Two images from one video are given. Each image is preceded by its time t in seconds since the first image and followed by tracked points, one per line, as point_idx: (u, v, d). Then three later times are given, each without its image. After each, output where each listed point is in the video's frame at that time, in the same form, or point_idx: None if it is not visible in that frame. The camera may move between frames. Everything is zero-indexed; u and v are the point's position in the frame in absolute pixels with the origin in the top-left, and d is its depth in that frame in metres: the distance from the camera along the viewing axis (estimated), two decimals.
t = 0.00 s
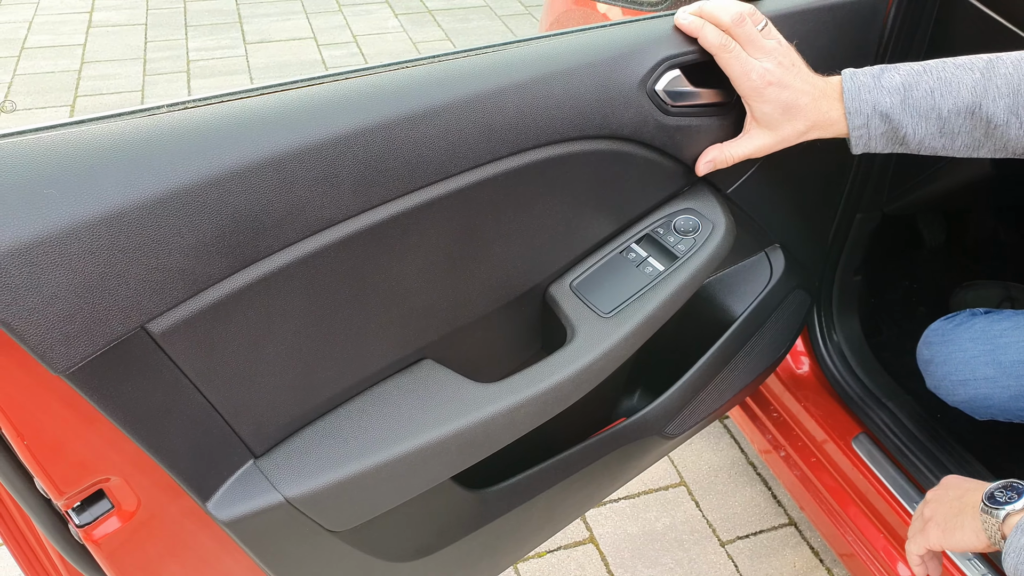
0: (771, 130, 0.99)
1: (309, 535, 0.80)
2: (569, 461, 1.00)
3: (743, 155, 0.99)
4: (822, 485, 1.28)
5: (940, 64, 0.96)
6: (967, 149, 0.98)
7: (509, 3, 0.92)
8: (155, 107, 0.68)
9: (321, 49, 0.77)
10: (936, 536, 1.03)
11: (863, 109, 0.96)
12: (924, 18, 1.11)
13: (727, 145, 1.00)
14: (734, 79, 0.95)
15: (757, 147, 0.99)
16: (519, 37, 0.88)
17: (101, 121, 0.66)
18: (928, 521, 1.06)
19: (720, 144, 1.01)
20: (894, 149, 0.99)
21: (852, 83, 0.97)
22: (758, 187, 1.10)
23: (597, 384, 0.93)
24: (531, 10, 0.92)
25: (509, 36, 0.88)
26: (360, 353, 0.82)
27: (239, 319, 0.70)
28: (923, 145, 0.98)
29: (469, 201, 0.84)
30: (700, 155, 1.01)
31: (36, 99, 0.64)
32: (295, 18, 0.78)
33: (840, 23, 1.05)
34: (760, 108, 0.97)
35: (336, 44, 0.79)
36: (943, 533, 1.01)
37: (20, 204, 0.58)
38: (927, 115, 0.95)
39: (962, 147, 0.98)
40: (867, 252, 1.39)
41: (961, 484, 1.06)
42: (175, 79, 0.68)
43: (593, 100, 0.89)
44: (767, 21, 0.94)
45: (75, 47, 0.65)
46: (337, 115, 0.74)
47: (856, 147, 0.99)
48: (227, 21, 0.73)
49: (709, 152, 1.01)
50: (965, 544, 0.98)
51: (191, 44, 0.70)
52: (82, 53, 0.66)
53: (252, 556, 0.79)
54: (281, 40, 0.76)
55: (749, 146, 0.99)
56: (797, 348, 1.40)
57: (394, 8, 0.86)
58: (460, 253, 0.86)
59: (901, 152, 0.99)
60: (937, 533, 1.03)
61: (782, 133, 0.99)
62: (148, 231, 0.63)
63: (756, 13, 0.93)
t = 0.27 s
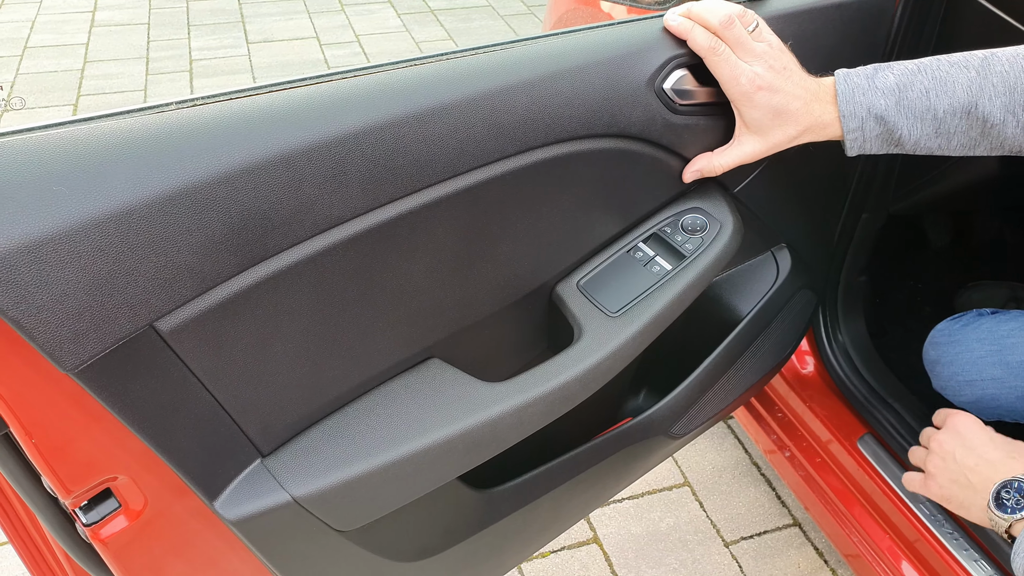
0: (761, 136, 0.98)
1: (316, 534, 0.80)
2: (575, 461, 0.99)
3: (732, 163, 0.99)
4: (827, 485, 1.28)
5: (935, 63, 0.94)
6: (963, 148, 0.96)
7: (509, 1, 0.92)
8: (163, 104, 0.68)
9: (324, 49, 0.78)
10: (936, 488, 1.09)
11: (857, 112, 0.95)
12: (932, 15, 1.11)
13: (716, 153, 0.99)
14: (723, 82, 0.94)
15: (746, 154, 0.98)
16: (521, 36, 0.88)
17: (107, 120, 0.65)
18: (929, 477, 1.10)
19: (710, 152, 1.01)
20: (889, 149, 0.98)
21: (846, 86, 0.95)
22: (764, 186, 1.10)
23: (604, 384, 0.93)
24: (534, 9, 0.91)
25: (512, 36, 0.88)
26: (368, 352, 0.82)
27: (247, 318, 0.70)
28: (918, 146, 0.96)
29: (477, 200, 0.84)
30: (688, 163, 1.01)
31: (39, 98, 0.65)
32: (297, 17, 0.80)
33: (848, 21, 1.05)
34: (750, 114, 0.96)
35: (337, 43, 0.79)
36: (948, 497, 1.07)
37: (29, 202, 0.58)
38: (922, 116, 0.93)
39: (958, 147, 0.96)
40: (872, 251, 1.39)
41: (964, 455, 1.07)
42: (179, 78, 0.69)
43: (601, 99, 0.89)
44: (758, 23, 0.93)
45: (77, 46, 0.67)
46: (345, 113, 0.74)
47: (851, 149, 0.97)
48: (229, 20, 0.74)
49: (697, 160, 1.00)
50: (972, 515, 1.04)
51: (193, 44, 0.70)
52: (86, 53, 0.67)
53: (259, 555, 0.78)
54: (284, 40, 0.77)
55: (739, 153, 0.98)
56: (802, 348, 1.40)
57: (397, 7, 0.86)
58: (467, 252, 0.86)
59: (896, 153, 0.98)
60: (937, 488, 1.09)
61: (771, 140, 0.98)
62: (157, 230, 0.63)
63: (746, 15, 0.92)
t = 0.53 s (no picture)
0: (759, 141, 0.96)
1: (322, 537, 0.79)
2: (581, 464, 0.99)
3: (729, 169, 0.98)
4: (832, 487, 1.27)
5: (934, 68, 0.94)
6: (963, 153, 0.95)
7: (513, 2, 0.93)
8: (170, 105, 0.68)
9: (327, 49, 0.78)
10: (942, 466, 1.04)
11: (857, 117, 0.94)
12: (940, 17, 1.11)
13: (713, 158, 0.98)
14: (722, 86, 0.93)
15: (743, 159, 0.97)
16: (526, 37, 0.88)
17: (117, 120, 0.66)
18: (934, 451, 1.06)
19: (707, 158, 1.00)
20: (888, 155, 0.97)
21: (845, 91, 0.94)
22: (771, 187, 1.10)
23: (610, 386, 0.92)
24: (537, 9, 0.93)
25: (516, 36, 0.88)
26: (374, 354, 0.82)
27: (254, 319, 0.70)
28: (918, 152, 0.95)
29: (484, 201, 0.84)
30: (686, 168, 1.00)
31: (42, 97, 0.64)
32: (300, 17, 0.79)
33: (856, 22, 1.05)
34: (749, 119, 0.95)
35: (341, 42, 0.80)
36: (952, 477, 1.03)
37: (38, 202, 0.58)
38: (922, 121, 0.93)
39: (958, 152, 0.95)
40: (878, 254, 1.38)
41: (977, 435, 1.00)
42: (182, 78, 0.68)
43: (609, 100, 0.89)
44: (759, 26, 0.92)
45: (81, 46, 0.66)
46: (354, 113, 0.74)
47: (850, 155, 0.96)
48: (232, 20, 0.73)
49: (695, 165, 0.99)
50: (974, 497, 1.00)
51: (196, 43, 0.70)
52: (89, 52, 0.66)
53: (265, 557, 0.78)
54: (289, 40, 0.77)
55: (737, 158, 0.97)
56: (807, 349, 1.40)
57: (400, 7, 0.86)
58: (474, 253, 0.86)
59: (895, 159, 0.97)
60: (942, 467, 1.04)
61: (769, 146, 0.96)
62: (165, 230, 0.63)
63: (747, 18, 0.91)
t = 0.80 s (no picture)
0: (766, 142, 0.96)
1: (329, 537, 0.79)
2: (587, 464, 0.99)
3: (735, 169, 0.98)
4: (838, 488, 1.27)
5: (941, 69, 0.93)
6: (969, 154, 0.95)
7: (517, 2, 0.93)
8: (178, 104, 0.68)
9: (331, 48, 0.78)
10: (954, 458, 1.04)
11: (864, 118, 0.93)
12: (946, 17, 1.11)
13: (721, 159, 0.99)
14: (730, 86, 0.93)
15: (750, 160, 0.97)
16: (530, 37, 0.88)
17: (124, 120, 0.66)
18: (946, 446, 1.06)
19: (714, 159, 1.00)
20: (895, 156, 0.96)
21: (852, 92, 0.94)
22: (779, 188, 1.10)
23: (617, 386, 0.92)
24: (540, 9, 0.93)
25: (521, 36, 0.88)
26: (382, 353, 0.82)
27: (263, 318, 0.70)
28: (924, 153, 0.95)
29: (492, 202, 0.83)
30: (692, 169, 1.00)
31: (48, 97, 0.64)
32: (304, 16, 0.79)
33: (864, 22, 1.05)
34: (756, 120, 0.95)
35: (344, 42, 0.79)
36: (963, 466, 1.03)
37: (48, 200, 0.58)
38: (929, 122, 0.92)
39: (964, 154, 0.95)
40: (884, 255, 1.39)
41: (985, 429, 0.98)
42: (185, 78, 0.68)
43: (617, 100, 0.89)
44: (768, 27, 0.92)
45: (85, 45, 0.66)
46: (361, 113, 0.74)
47: (857, 156, 0.96)
48: (236, 19, 0.73)
49: (702, 166, 0.99)
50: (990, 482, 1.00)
51: (201, 42, 0.70)
52: (93, 52, 0.66)
53: (272, 557, 0.78)
54: (292, 39, 0.76)
55: (744, 159, 0.97)
56: (812, 350, 1.40)
57: (404, 7, 0.85)
58: (481, 253, 0.86)
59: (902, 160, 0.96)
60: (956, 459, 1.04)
61: (776, 146, 0.96)
62: (174, 229, 0.62)
63: (756, 18, 0.91)
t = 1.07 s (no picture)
0: (756, 151, 0.96)
1: (332, 534, 0.79)
2: (590, 464, 0.99)
3: (723, 177, 0.97)
4: (840, 489, 1.27)
5: (931, 83, 0.93)
6: (957, 168, 0.95)
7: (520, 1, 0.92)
8: (183, 102, 0.68)
9: (334, 48, 0.77)
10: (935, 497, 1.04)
11: (856, 129, 0.93)
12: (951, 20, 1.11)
13: (710, 167, 0.98)
14: (722, 91, 0.92)
15: (739, 168, 0.96)
16: (533, 37, 0.88)
17: (128, 116, 0.65)
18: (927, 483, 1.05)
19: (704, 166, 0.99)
20: (884, 169, 0.96)
21: (844, 103, 0.93)
22: (782, 188, 1.10)
23: (620, 386, 0.92)
24: (544, 9, 0.91)
25: (524, 36, 0.88)
26: (385, 352, 0.82)
27: (268, 316, 0.70)
28: (914, 166, 0.94)
29: (495, 201, 0.83)
30: (681, 176, 0.99)
31: (56, 95, 0.64)
32: (307, 17, 0.78)
33: (869, 22, 1.04)
34: (746, 128, 0.94)
35: (348, 42, 0.78)
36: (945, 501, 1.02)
37: (54, 197, 0.58)
38: (919, 135, 0.92)
39: (953, 168, 0.94)
40: (887, 256, 1.39)
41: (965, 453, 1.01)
42: (189, 77, 0.68)
43: (621, 99, 0.89)
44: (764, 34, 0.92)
45: (89, 44, 0.66)
46: (366, 112, 0.74)
47: (847, 168, 0.95)
48: (240, 18, 0.73)
49: (691, 174, 0.99)
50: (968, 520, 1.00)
51: (204, 42, 0.70)
52: (98, 50, 0.66)
53: (275, 554, 0.78)
54: (297, 38, 0.75)
55: (733, 167, 0.97)
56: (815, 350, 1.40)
57: (407, 6, 0.85)
58: (485, 253, 0.86)
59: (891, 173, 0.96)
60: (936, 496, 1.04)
61: (765, 156, 0.96)
62: (179, 226, 0.63)
63: (752, 24, 0.91)
